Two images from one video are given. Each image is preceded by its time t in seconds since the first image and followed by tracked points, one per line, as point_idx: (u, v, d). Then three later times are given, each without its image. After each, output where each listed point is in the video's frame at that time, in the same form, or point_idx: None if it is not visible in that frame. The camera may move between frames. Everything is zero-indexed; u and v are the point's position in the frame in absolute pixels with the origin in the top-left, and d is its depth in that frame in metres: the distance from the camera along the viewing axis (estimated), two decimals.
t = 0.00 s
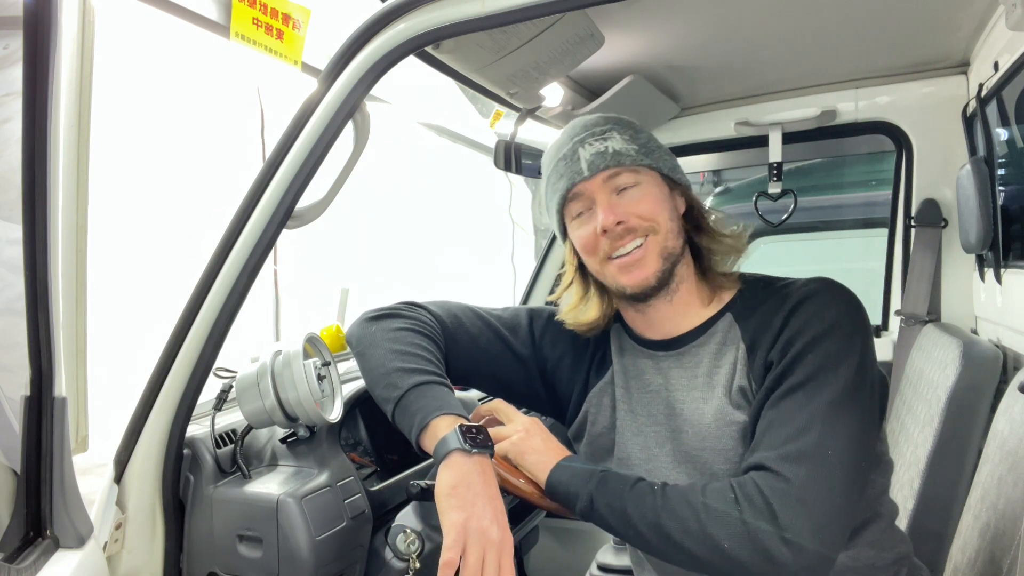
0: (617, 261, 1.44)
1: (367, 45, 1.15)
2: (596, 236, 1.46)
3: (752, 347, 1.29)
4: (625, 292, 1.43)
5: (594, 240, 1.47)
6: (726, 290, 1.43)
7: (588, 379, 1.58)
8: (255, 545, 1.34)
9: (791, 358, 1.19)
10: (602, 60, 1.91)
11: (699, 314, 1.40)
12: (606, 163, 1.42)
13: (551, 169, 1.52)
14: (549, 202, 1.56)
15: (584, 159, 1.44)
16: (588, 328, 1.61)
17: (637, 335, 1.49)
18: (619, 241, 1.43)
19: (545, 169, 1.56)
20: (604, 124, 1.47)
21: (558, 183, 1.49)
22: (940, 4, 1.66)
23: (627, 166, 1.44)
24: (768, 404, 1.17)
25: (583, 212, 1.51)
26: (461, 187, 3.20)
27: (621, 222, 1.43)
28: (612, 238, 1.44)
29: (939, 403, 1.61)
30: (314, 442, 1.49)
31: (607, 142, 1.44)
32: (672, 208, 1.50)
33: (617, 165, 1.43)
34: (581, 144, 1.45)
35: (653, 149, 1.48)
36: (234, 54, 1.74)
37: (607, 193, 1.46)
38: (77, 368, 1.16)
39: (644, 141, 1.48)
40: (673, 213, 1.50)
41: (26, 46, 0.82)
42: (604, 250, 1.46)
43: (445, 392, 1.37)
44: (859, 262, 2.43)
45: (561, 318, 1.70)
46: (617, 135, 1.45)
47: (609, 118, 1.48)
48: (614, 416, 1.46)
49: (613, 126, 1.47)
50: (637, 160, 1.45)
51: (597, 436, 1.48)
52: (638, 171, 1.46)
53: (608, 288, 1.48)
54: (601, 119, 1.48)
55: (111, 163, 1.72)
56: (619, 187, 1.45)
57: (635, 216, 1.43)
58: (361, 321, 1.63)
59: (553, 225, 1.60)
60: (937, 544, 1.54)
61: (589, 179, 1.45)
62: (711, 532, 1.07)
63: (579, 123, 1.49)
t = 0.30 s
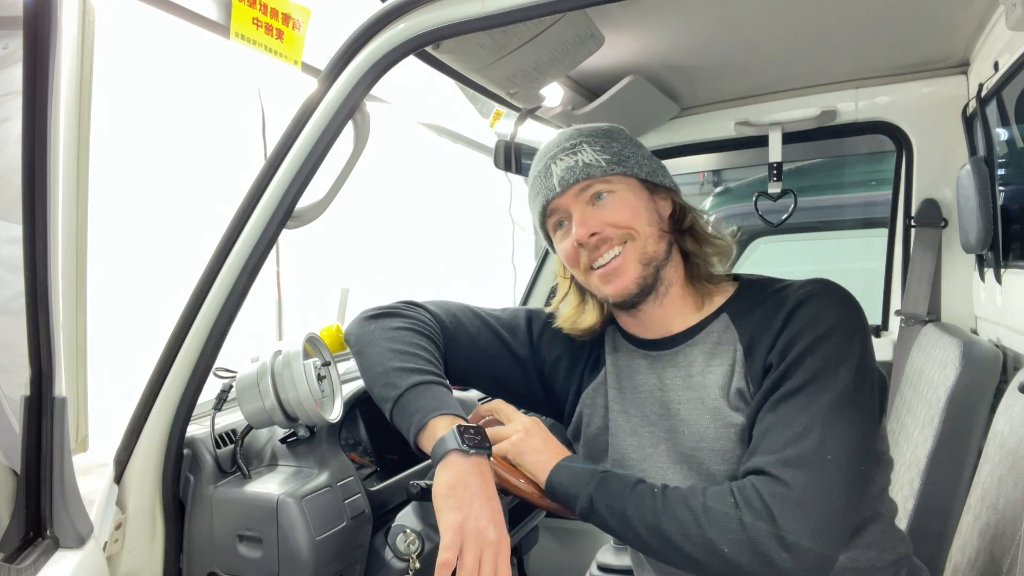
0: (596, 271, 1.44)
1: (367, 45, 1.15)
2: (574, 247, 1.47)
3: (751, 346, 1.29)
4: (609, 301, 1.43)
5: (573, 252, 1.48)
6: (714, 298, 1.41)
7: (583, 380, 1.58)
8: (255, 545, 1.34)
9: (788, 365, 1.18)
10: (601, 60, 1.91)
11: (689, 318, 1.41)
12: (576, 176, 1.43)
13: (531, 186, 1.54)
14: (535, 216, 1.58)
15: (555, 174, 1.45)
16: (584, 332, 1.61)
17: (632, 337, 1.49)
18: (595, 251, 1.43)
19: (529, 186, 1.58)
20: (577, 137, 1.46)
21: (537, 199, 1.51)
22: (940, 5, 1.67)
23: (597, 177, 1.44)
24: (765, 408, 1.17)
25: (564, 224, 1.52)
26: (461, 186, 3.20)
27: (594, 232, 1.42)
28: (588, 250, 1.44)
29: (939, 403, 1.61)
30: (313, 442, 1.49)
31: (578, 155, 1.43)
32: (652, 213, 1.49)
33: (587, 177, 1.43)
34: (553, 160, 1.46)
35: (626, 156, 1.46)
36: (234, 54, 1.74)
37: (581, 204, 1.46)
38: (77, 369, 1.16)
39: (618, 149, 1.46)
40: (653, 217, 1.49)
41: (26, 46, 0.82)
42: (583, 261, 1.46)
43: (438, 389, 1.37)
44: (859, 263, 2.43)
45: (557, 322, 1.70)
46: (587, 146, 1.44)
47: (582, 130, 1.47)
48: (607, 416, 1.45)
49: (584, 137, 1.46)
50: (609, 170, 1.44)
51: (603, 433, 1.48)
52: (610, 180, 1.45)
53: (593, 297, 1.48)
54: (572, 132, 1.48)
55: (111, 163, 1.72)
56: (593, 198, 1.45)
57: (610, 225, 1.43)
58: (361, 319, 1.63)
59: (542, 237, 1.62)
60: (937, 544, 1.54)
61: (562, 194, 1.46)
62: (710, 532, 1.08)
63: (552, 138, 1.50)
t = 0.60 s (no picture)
0: (596, 278, 1.43)
1: (367, 45, 1.15)
2: (573, 254, 1.45)
3: (755, 348, 1.30)
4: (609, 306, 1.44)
5: (572, 257, 1.46)
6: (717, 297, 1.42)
7: (584, 382, 1.59)
8: (255, 545, 1.34)
9: (793, 366, 1.19)
10: (601, 60, 1.91)
11: (693, 317, 1.42)
12: (571, 185, 1.39)
13: (531, 188, 1.52)
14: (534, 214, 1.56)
15: (551, 182, 1.42)
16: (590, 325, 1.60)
17: (635, 333, 1.49)
18: (593, 260, 1.41)
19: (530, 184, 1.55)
20: (571, 140, 1.42)
21: (536, 203, 1.49)
22: (940, 5, 1.67)
23: (593, 184, 1.39)
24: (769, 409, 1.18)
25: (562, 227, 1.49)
26: (461, 186, 3.20)
27: (592, 243, 1.40)
28: (587, 258, 1.42)
29: (939, 403, 1.61)
30: (313, 443, 1.49)
31: (573, 162, 1.39)
32: (651, 214, 1.45)
33: (582, 186, 1.39)
34: (549, 167, 1.43)
35: (623, 158, 1.40)
36: (233, 54, 1.74)
37: (578, 212, 1.42)
38: (77, 369, 1.16)
39: (614, 151, 1.40)
40: (652, 218, 1.45)
41: (26, 46, 0.82)
42: (582, 267, 1.44)
43: (440, 390, 1.37)
44: (858, 263, 2.43)
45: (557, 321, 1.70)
46: (582, 153, 1.39)
47: (578, 132, 1.42)
48: (609, 413, 1.45)
49: (579, 142, 1.41)
50: (605, 176, 1.39)
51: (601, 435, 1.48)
52: (607, 186, 1.40)
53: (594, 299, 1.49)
54: (567, 136, 1.42)
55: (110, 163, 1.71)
56: (590, 205, 1.41)
57: (608, 235, 1.40)
58: (360, 321, 1.63)
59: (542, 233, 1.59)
60: (938, 544, 1.54)
61: (558, 201, 1.42)
62: (710, 531, 1.07)
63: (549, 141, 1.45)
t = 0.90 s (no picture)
0: (626, 276, 1.41)
1: (367, 44, 1.15)
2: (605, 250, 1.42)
3: (782, 351, 1.25)
4: (639, 303, 1.43)
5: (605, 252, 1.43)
6: (749, 297, 1.36)
7: (601, 362, 1.60)
8: (255, 545, 1.34)
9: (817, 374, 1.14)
10: (601, 60, 1.91)
11: (723, 313, 1.38)
12: (602, 185, 1.33)
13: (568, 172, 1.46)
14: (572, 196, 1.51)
15: (584, 178, 1.36)
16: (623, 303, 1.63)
17: (661, 318, 1.48)
18: (625, 259, 1.38)
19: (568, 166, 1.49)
20: (608, 133, 1.33)
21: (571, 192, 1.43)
22: (940, 5, 1.67)
23: (626, 185, 1.32)
24: (785, 415, 1.15)
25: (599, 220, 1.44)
26: (461, 186, 3.20)
27: (623, 245, 1.36)
28: (618, 257, 1.38)
29: (939, 403, 1.61)
30: (313, 442, 1.49)
31: (607, 160, 1.32)
32: (691, 213, 1.36)
33: (614, 187, 1.32)
34: (583, 160, 1.36)
35: (661, 155, 1.31)
36: (233, 55, 1.74)
37: (611, 210, 1.36)
38: (77, 368, 1.16)
39: (652, 148, 1.30)
40: (692, 218, 1.36)
41: (25, 46, 0.82)
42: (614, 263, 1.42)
43: (429, 366, 1.33)
44: (859, 263, 2.39)
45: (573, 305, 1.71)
46: (616, 150, 1.31)
47: (616, 123, 1.32)
48: (628, 396, 1.46)
49: (614, 137, 1.32)
50: (639, 175, 1.31)
51: (604, 432, 1.48)
52: (642, 187, 1.32)
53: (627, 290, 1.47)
54: (603, 130, 1.33)
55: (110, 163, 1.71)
56: (623, 206, 1.34)
57: (639, 238, 1.35)
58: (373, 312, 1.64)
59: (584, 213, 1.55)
60: (938, 545, 1.54)
61: (591, 198, 1.37)
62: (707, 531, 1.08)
63: (586, 130, 1.38)
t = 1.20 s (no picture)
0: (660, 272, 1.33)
1: (367, 44, 1.15)
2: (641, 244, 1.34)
3: (816, 365, 1.11)
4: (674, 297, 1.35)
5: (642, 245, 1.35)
6: (791, 301, 1.22)
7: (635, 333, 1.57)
8: (254, 545, 1.34)
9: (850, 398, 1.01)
10: (601, 60, 1.91)
11: (763, 313, 1.26)
12: (632, 185, 1.24)
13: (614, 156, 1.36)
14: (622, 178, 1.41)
15: (619, 173, 1.27)
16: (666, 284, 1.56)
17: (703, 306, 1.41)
18: (656, 257, 1.30)
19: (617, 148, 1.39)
20: (642, 127, 1.21)
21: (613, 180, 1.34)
22: (940, 5, 1.67)
23: (657, 186, 1.21)
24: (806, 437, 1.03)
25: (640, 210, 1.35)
26: (461, 185, 3.20)
27: (651, 245, 1.27)
28: (649, 254, 1.31)
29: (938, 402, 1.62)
30: (313, 442, 1.49)
31: (639, 160, 1.21)
32: (727, 214, 1.22)
33: (644, 188, 1.22)
34: (619, 155, 1.26)
35: (699, 154, 1.17)
36: (233, 56, 1.74)
37: (643, 208, 1.27)
38: (77, 368, 1.16)
39: (687, 147, 1.17)
40: (728, 220, 1.22)
41: (25, 46, 0.82)
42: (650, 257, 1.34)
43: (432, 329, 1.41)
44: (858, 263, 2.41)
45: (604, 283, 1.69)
46: (649, 149, 1.20)
47: (652, 118, 1.20)
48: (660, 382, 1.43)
49: (649, 133, 1.20)
50: (672, 177, 1.19)
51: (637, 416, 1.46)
52: (673, 189, 1.20)
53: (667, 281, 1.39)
54: (639, 124, 1.22)
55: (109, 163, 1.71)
56: (653, 204, 1.24)
57: (666, 239, 1.25)
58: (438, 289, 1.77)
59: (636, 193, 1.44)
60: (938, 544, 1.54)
61: (624, 194, 1.28)
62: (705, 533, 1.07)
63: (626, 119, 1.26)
